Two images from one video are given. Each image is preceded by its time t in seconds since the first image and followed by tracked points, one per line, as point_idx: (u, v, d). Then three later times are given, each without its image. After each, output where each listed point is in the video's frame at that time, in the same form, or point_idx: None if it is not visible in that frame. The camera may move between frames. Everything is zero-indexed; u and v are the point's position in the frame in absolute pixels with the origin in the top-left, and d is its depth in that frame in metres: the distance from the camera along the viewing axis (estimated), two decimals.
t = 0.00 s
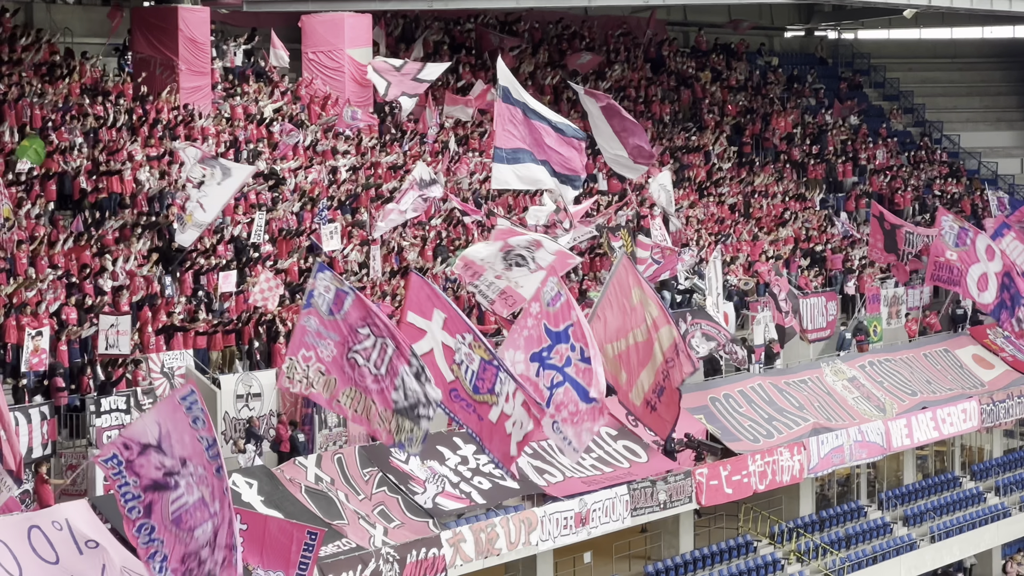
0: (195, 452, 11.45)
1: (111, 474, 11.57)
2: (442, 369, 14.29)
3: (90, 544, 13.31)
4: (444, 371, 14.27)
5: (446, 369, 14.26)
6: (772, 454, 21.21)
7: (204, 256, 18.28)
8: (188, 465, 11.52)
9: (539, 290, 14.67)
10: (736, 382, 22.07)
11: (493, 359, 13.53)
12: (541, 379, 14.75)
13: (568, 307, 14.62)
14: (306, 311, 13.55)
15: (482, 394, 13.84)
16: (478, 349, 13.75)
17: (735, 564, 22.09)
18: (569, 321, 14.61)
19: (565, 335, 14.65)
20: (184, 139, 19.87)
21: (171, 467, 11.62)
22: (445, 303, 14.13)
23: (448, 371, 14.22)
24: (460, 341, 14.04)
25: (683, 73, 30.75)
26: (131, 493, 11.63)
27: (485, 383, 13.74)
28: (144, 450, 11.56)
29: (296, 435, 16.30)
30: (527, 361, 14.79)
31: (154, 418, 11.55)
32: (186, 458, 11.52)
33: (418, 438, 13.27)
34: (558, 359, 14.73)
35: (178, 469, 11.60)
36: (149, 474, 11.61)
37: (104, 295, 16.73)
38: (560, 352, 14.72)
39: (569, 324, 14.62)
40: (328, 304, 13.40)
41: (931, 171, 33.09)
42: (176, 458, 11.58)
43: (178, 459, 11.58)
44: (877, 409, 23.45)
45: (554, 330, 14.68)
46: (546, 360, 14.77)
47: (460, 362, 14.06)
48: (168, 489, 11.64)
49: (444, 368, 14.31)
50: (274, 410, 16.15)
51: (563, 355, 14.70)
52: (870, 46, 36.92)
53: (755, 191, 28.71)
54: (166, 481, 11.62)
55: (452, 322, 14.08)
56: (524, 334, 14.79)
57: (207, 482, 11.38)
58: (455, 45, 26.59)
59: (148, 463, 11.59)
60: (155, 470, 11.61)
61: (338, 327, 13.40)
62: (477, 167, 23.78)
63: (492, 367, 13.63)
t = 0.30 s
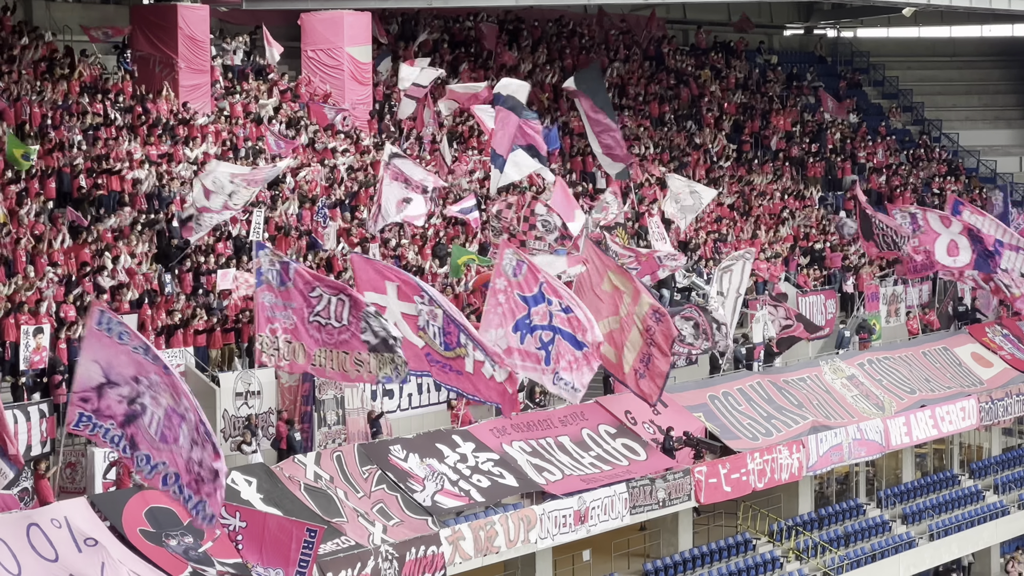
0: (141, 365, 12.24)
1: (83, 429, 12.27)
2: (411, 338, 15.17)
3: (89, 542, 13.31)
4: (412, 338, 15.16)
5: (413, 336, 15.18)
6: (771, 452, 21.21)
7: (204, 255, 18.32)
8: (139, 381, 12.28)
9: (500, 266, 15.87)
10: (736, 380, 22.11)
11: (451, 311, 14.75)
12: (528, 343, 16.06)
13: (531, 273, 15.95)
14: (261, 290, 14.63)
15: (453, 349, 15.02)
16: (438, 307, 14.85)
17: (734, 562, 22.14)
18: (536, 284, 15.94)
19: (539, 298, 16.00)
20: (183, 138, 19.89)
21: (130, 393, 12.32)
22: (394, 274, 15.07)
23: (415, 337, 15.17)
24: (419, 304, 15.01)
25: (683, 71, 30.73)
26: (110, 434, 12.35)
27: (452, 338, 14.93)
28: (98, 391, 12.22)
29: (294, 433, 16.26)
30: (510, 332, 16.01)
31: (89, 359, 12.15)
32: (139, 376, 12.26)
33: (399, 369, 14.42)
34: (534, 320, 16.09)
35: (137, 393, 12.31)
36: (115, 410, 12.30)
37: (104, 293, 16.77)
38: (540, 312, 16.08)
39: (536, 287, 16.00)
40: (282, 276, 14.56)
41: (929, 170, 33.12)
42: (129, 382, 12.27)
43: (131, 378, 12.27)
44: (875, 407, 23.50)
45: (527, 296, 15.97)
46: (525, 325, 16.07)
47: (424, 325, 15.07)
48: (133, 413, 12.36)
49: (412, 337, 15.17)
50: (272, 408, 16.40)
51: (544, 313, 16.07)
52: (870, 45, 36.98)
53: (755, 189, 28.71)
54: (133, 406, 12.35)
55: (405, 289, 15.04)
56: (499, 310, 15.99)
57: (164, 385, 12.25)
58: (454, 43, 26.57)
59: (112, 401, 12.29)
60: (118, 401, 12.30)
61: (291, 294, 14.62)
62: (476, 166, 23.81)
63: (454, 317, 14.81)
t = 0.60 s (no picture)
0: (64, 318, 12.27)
1: (50, 406, 12.38)
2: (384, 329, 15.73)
3: (88, 540, 13.40)
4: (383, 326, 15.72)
5: (380, 327, 15.70)
6: (770, 451, 21.23)
7: (204, 253, 18.33)
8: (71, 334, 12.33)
9: (460, 255, 16.61)
10: (735, 378, 22.10)
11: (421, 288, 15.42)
12: (511, 322, 16.75)
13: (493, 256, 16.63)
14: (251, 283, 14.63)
15: (424, 329, 15.67)
16: (408, 289, 15.49)
17: (733, 561, 22.15)
18: (502, 265, 16.65)
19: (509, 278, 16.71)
20: (182, 137, 19.88)
21: (69, 350, 12.37)
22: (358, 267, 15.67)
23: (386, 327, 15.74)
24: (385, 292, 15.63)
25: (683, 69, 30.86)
26: (71, 399, 12.47)
27: (423, 317, 15.61)
28: (43, 361, 12.25)
29: (293, 431, 16.26)
30: (487, 317, 16.63)
31: (20, 336, 12.14)
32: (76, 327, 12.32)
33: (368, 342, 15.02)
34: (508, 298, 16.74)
35: (73, 343, 12.37)
36: (64, 372, 12.37)
37: (103, 291, 16.76)
38: (513, 292, 16.76)
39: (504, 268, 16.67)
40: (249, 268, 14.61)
41: (928, 168, 33.13)
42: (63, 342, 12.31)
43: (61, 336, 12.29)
44: (875, 406, 23.50)
45: (495, 279, 16.66)
46: (503, 305, 16.73)
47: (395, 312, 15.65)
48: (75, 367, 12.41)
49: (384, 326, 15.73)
50: (272, 406, 16.38)
51: (517, 293, 16.77)
52: (870, 43, 36.83)
53: (754, 188, 28.73)
54: (79, 358, 12.42)
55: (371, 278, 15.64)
56: (472, 297, 16.73)
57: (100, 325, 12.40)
58: (453, 42, 26.56)
59: (63, 364, 12.38)
60: (64, 360, 12.37)
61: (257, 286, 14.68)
62: (476, 165, 23.82)
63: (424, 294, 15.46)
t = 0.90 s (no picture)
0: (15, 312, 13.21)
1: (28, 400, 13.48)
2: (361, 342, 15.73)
3: (86, 538, 13.40)
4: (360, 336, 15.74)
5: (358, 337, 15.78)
6: (768, 450, 21.24)
7: (202, 252, 18.32)
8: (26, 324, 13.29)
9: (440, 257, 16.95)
10: (734, 376, 22.10)
11: (403, 289, 15.85)
12: (483, 316, 17.11)
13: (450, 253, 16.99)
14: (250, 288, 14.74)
15: (403, 333, 15.95)
16: (385, 295, 15.82)
17: (731, 559, 22.15)
18: (461, 261, 17.03)
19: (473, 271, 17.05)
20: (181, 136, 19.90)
21: (25, 342, 13.32)
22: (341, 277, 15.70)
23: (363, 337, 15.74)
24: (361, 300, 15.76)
25: (681, 68, 30.97)
26: (43, 388, 13.51)
27: (403, 320, 15.91)
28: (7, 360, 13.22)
29: (292, 430, 16.16)
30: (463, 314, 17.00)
31: None
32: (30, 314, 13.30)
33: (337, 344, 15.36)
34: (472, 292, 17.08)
35: (28, 337, 13.31)
36: (26, 365, 13.34)
37: (101, 289, 16.75)
38: (478, 286, 17.10)
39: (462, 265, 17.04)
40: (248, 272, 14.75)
41: (926, 167, 33.10)
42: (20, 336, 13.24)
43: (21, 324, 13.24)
44: (873, 405, 23.49)
45: (458, 275, 17.01)
46: (472, 301, 17.10)
47: (374, 318, 15.79)
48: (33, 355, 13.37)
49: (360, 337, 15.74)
50: (270, 404, 16.55)
51: (483, 288, 17.18)
52: (868, 42, 36.73)
53: (753, 187, 28.76)
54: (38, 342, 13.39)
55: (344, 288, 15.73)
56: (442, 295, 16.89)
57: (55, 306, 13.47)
58: (452, 40, 26.55)
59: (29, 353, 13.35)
60: (24, 354, 13.32)
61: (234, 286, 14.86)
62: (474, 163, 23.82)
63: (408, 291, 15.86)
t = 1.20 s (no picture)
0: None
1: None
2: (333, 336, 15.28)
3: (83, 536, 13.42)
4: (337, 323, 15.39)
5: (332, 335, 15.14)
6: (765, 448, 21.22)
7: (198, 250, 18.31)
8: None
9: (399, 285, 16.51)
10: (730, 375, 22.14)
11: (378, 305, 15.19)
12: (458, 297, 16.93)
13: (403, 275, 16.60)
14: (308, 293, 14.84)
15: (375, 340, 15.21)
16: (362, 304, 15.09)
17: (728, 558, 22.15)
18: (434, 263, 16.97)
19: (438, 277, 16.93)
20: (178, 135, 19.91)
21: None
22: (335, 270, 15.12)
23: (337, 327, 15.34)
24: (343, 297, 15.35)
25: (678, 67, 30.97)
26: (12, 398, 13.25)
27: (372, 327, 15.27)
28: None
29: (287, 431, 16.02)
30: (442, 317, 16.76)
31: None
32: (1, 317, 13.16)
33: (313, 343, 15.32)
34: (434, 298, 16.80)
35: None
36: None
37: (98, 287, 16.74)
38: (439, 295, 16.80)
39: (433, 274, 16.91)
40: (302, 282, 14.78)
41: (923, 165, 33.09)
42: None
43: None
44: (870, 403, 23.49)
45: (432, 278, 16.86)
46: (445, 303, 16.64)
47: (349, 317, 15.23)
48: None
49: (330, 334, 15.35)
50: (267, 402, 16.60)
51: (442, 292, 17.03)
52: (865, 41, 36.68)
53: (750, 186, 28.78)
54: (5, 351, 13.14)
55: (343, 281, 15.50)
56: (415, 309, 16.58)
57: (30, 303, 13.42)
58: (450, 39, 26.55)
59: None
60: None
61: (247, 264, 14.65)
62: (471, 162, 23.82)
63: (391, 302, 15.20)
